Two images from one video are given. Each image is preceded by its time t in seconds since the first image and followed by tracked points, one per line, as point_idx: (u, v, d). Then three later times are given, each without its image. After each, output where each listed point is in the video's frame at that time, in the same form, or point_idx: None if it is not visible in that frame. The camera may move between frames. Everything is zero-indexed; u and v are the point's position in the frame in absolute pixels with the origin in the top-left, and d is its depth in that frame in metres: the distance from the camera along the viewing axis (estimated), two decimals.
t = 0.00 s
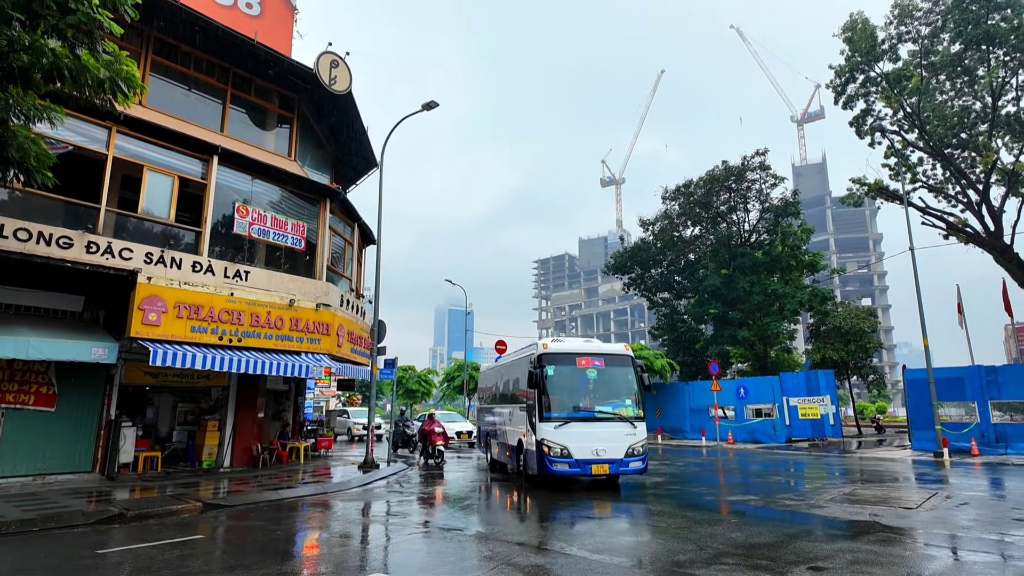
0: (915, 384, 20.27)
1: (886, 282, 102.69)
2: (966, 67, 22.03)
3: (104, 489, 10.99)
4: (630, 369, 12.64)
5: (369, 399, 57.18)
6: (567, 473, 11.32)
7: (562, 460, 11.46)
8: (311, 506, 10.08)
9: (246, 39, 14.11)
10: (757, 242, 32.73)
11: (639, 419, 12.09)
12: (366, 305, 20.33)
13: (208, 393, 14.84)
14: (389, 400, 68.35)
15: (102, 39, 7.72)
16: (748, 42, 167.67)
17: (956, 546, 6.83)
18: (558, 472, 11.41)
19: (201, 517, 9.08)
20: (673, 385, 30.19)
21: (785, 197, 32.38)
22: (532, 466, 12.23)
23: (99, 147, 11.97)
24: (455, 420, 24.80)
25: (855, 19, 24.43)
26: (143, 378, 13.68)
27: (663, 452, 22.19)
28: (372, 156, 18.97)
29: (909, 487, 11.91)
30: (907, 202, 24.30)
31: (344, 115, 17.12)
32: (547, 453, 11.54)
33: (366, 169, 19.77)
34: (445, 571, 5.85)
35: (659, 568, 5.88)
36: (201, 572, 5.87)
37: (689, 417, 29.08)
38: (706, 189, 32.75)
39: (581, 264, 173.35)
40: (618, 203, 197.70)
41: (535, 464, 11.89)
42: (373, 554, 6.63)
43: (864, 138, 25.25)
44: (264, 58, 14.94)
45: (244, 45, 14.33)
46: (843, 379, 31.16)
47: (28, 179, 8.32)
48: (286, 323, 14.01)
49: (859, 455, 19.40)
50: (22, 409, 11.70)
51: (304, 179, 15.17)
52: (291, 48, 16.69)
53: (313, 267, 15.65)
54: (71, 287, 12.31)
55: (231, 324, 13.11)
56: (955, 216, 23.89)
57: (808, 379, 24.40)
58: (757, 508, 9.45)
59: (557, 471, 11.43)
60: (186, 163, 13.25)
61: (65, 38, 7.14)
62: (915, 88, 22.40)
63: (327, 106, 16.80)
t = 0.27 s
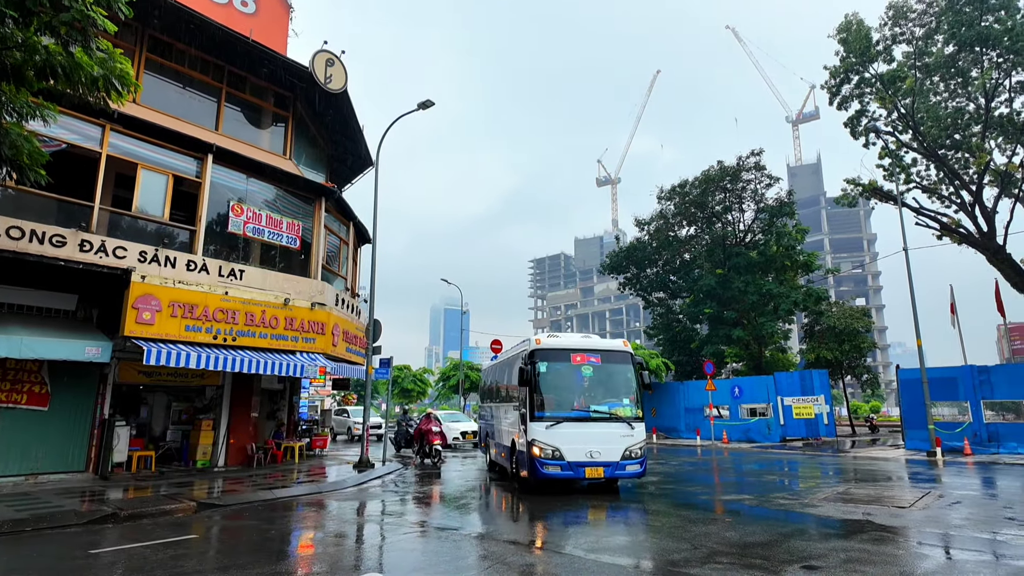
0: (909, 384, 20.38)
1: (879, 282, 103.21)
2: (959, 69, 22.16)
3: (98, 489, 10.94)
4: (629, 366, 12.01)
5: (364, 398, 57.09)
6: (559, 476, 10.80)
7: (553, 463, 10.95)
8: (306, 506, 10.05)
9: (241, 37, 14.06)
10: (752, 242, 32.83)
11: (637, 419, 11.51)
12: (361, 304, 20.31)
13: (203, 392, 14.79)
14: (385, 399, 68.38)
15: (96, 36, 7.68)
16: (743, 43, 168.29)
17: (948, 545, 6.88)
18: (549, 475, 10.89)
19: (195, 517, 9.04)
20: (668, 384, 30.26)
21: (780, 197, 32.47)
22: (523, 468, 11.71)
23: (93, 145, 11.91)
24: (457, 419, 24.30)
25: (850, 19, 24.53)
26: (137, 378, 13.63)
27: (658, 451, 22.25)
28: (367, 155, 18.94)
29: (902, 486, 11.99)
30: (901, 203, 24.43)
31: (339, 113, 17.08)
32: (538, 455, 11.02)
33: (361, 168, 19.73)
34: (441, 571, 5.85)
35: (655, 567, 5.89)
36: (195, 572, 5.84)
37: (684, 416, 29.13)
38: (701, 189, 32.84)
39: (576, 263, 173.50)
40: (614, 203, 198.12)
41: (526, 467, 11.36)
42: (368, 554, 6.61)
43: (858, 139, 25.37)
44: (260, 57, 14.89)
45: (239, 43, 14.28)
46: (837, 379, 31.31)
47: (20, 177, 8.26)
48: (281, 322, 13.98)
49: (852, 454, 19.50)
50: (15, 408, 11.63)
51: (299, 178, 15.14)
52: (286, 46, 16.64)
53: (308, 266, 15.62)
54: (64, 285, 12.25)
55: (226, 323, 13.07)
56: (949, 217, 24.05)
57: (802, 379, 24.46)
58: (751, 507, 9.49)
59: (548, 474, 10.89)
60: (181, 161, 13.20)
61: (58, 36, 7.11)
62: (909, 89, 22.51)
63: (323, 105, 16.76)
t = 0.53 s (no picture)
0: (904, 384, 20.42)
1: (875, 282, 103.53)
2: (955, 70, 22.23)
3: (92, 488, 10.90)
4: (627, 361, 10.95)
5: (361, 398, 56.99)
6: (547, 480, 9.80)
7: (541, 465, 9.95)
8: (302, 506, 10.00)
9: (238, 36, 14.01)
10: (749, 242, 32.88)
11: (633, 418, 10.45)
12: (358, 303, 20.28)
13: (199, 391, 14.75)
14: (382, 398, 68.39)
15: (91, 34, 7.65)
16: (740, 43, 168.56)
17: (943, 544, 6.90)
18: (536, 479, 9.89)
19: (190, 517, 9.00)
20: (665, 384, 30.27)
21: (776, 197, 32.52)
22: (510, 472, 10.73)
23: (88, 143, 11.85)
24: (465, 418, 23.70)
25: (847, 20, 24.59)
26: (132, 376, 13.58)
27: (654, 450, 22.27)
28: (364, 153, 18.90)
29: (898, 485, 12.03)
30: (897, 203, 24.50)
31: (336, 112, 17.04)
32: (525, 457, 10.02)
33: (358, 167, 19.69)
34: (437, 570, 5.84)
35: (651, 567, 5.88)
36: (190, 573, 5.81)
37: (681, 416, 29.13)
38: (698, 190, 32.88)
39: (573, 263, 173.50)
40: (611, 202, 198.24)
41: (512, 470, 10.36)
42: (364, 554, 6.58)
43: (855, 140, 25.43)
44: (256, 55, 14.85)
45: (235, 41, 14.22)
46: (833, 378, 31.43)
47: (15, 174, 8.22)
48: (277, 321, 13.95)
49: (848, 454, 19.56)
50: (9, 407, 11.58)
51: (296, 176, 15.11)
52: (283, 44, 16.59)
53: (304, 265, 15.58)
54: (59, 284, 12.20)
55: (222, 322, 13.03)
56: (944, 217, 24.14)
57: (799, 379, 24.81)
58: (747, 507, 9.50)
59: (535, 478, 9.89)
60: (177, 159, 13.16)
61: (53, 33, 7.08)
62: (905, 90, 22.58)
63: (320, 104, 16.72)
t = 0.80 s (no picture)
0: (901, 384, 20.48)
1: (872, 283, 103.84)
2: (952, 71, 22.29)
3: (89, 488, 10.86)
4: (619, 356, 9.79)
5: (358, 398, 56.93)
6: (528, 486, 8.72)
7: (523, 470, 8.85)
8: (299, 506, 9.98)
9: (235, 35, 13.97)
10: (746, 242, 32.92)
11: (626, 418, 9.30)
12: (356, 303, 20.26)
13: (195, 391, 14.72)
14: (380, 398, 68.44)
15: (88, 33, 7.63)
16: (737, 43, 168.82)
17: (939, 544, 6.92)
18: (516, 484, 8.79)
19: (187, 517, 8.98)
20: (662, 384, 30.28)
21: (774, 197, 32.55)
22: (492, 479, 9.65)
23: (85, 142, 11.81)
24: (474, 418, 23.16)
25: (844, 21, 24.64)
26: (129, 376, 13.54)
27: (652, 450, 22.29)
28: (362, 153, 18.88)
29: (894, 485, 12.06)
30: (894, 204, 24.56)
31: (334, 112, 17.01)
32: (504, 460, 8.93)
33: (356, 167, 19.67)
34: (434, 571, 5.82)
35: (649, 567, 5.87)
36: (187, 573, 5.79)
37: (678, 415, 29.13)
38: (696, 190, 32.91)
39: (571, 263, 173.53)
40: (609, 202, 198.28)
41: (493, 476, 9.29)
42: (361, 554, 6.57)
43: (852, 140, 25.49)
44: (254, 54, 14.81)
45: (233, 40, 14.18)
46: (830, 378, 31.52)
47: (11, 173, 8.19)
48: (275, 320, 13.93)
49: (845, 453, 19.60)
50: (6, 407, 11.54)
51: (293, 176, 15.08)
52: (280, 43, 16.55)
53: (301, 265, 15.56)
54: (55, 283, 12.16)
55: (219, 322, 13.00)
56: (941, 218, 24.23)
57: (796, 379, 24.86)
58: (745, 507, 9.51)
59: (516, 484, 8.80)
60: (174, 158, 13.12)
61: (49, 31, 7.05)
62: (902, 90, 22.64)
63: (317, 104, 16.69)
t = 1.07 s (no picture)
0: (900, 384, 20.50)
1: (871, 283, 103.94)
2: (951, 72, 22.31)
3: (88, 488, 10.85)
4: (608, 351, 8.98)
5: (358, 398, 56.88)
6: (506, 493, 7.98)
7: (501, 476, 8.11)
8: (299, 506, 9.98)
9: (235, 35, 13.97)
10: (746, 242, 32.93)
11: (614, 419, 8.45)
12: (355, 303, 20.26)
13: (195, 391, 14.72)
14: (379, 398, 68.46)
15: (88, 33, 7.63)
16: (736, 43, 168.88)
17: (938, 544, 6.93)
18: (493, 491, 8.08)
19: (186, 517, 8.96)
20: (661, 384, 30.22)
21: (773, 197, 32.55)
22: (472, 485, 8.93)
23: (84, 141, 11.81)
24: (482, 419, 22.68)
25: (844, 21, 24.66)
26: (128, 376, 13.53)
27: (652, 450, 22.29)
28: (361, 153, 18.88)
29: (894, 486, 12.07)
30: (893, 204, 24.60)
31: (333, 112, 17.01)
32: (480, 465, 8.23)
33: (355, 167, 19.68)
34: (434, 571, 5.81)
35: (649, 567, 5.87)
36: (187, 572, 5.80)
37: (677, 416, 29.11)
38: (695, 190, 32.93)
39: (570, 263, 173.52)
40: (609, 202, 198.22)
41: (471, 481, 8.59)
42: (361, 554, 6.58)
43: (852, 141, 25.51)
44: (253, 54, 14.81)
45: (232, 40, 14.17)
46: (830, 379, 31.54)
47: (10, 173, 8.18)
48: (274, 321, 13.93)
49: (845, 454, 19.60)
50: (5, 406, 11.52)
51: (293, 176, 15.08)
52: (280, 43, 16.55)
53: (301, 265, 15.55)
54: (55, 283, 12.15)
55: (218, 322, 13.00)
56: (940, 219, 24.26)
57: (795, 379, 24.85)
58: (744, 507, 9.51)
59: (494, 491, 8.08)
60: (173, 158, 13.11)
61: (49, 31, 7.05)
62: (902, 91, 22.65)
63: (316, 104, 16.69)
